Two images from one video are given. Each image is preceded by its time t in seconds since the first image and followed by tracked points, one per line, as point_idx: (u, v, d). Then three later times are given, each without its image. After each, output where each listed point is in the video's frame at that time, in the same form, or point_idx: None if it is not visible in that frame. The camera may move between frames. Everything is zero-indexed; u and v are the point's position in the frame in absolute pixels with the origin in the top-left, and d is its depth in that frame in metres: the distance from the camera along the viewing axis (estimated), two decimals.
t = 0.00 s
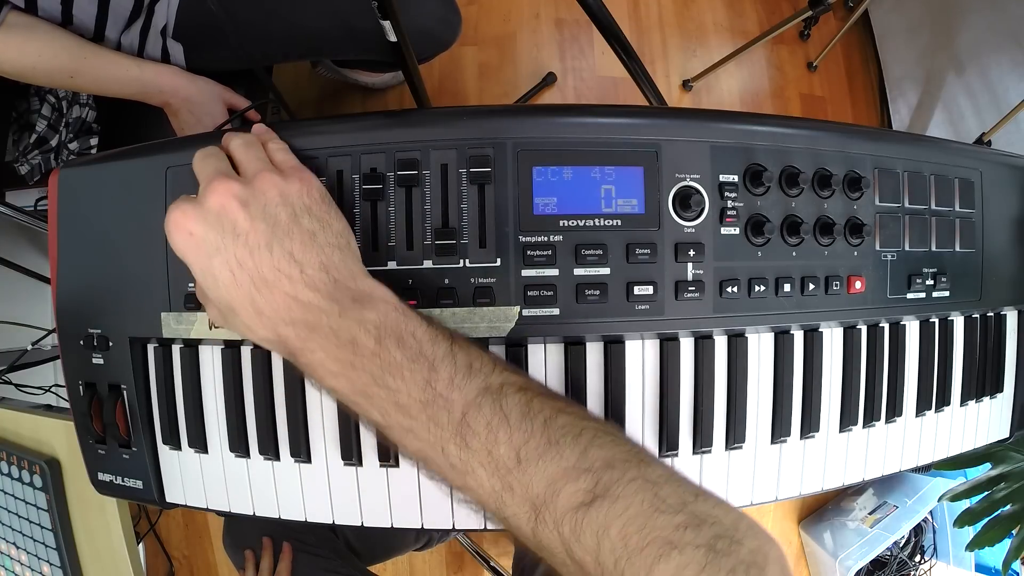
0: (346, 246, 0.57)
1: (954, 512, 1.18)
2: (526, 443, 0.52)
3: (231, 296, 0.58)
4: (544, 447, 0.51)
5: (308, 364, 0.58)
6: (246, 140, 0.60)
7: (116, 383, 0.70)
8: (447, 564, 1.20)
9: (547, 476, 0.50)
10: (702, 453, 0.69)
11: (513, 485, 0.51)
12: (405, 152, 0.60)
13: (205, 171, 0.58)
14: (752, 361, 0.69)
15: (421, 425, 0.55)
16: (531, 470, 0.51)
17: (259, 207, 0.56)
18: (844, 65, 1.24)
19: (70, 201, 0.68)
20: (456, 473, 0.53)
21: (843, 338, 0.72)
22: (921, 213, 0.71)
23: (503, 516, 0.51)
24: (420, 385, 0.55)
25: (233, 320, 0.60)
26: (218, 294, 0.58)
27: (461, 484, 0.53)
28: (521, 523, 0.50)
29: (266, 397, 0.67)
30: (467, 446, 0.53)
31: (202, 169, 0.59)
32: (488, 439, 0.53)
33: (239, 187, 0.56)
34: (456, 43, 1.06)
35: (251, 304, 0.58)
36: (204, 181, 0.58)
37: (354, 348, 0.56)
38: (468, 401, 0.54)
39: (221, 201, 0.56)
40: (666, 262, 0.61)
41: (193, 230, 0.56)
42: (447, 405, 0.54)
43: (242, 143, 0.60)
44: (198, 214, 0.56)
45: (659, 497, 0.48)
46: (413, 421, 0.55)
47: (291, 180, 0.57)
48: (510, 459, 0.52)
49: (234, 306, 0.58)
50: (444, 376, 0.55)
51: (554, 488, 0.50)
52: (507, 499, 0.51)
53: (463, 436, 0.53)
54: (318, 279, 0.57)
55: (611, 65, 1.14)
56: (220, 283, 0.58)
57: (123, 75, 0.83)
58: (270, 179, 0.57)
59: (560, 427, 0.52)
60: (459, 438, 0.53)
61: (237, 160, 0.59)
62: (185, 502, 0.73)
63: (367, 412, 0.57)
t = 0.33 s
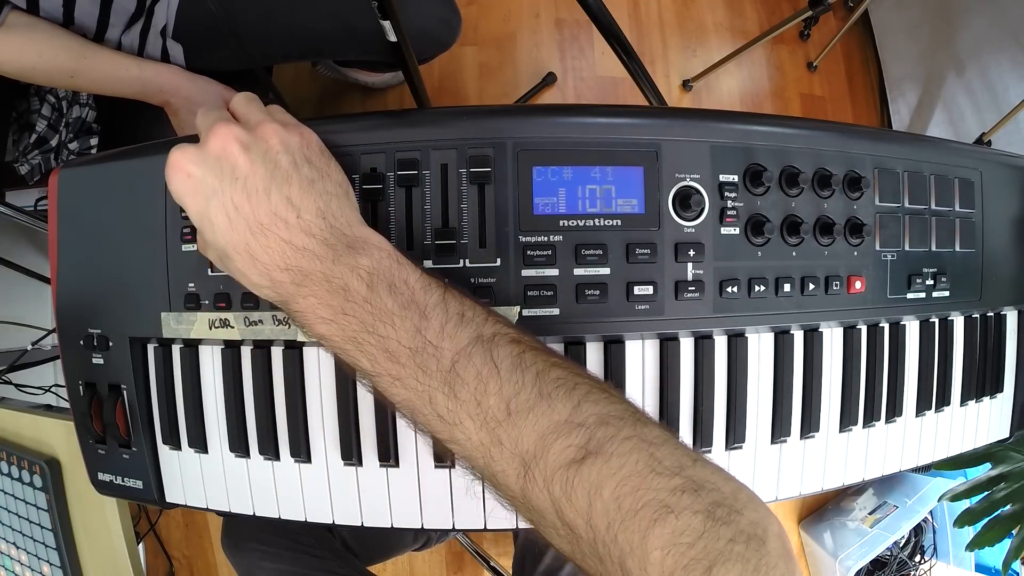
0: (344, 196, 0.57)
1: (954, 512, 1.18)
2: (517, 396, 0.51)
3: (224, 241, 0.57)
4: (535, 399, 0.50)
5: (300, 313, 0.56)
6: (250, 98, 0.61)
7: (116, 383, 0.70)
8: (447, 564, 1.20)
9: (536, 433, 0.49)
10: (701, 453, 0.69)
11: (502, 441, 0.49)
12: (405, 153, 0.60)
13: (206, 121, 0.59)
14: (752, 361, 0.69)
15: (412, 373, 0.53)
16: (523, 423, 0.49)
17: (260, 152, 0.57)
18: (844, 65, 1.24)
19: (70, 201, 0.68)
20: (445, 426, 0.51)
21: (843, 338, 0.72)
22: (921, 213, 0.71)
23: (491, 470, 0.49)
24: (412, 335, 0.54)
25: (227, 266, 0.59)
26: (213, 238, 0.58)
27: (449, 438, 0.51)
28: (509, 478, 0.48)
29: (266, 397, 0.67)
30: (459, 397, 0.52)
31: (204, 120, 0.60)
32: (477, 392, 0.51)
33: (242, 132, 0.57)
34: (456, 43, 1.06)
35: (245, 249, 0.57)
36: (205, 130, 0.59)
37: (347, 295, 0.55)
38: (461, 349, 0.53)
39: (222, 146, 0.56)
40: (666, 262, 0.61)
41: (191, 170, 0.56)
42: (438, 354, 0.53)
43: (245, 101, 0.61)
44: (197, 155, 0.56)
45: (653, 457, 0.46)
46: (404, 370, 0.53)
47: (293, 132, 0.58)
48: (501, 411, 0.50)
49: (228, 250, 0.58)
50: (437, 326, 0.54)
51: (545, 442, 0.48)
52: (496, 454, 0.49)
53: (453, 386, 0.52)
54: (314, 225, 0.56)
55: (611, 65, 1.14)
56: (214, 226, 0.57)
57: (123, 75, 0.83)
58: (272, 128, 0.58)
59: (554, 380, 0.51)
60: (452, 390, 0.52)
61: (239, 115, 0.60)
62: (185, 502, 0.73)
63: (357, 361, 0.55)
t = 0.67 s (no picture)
0: (352, 206, 0.57)
1: (954, 512, 1.18)
2: (519, 413, 0.50)
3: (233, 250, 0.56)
4: (537, 418, 0.50)
5: (305, 322, 0.56)
6: (253, 106, 0.60)
7: (116, 382, 0.70)
8: (447, 564, 1.20)
9: (534, 452, 0.49)
10: (701, 453, 0.69)
11: (502, 458, 0.49)
12: (405, 153, 0.60)
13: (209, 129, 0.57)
14: (752, 361, 0.69)
15: (415, 385, 0.53)
16: (524, 441, 0.49)
17: (269, 160, 0.56)
18: (844, 65, 1.24)
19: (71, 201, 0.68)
20: (446, 440, 0.51)
21: (843, 337, 0.72)
22: (921, 213, 0.71)
23: (490, 485, 0.49)
24: (416, 349, 0.54)
25: (232, 274, 0.58)
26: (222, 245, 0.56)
27: (450, 452, 0.51)
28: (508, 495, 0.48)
29: (266, 397, 0.68)
30: (461, 412, 0.51)
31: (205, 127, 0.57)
32: (479, 408, 0.51)
33: (250, 140, 0.56)
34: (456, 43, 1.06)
35: (254, 257, 0.56)
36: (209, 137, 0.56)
37: (353, 305, 0.55)
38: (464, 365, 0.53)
39: (232, 154, 0.55)
40: (666, 262, 0.61)
41: (199, 176, 0.54)
42: (441, 369, 0.53)
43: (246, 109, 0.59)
44: (206, 162, 0.54)
45: (649, 481, 0.47)
46: (407, 382, 0.53)
47: (300, 141, 0.58)
48: (503, 428, 0.50)
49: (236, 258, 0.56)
50: (441, 341, 0.54)
51: (545, 461, 0.48)
52: (496, 471, 0.49)
53: (457, 401, 0.52)
54: (323, 234, 0.56)
55: (611, 65, 1.14)
56: (224, 233, 0.55)
57: (123, 74, 0.83)
58: (280, 137, 0.57)
59: (555, 400, 0.51)
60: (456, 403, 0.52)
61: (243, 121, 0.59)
62: (185, 502, 0.73)
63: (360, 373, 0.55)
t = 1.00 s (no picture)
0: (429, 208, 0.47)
1: (954, 512, 1.18)
2: (631, 424, 0.43)
3: (303, 253, 0.43)
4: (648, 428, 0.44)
5: (388, 335, 0.44)
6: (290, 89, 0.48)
7: (116, 383, 0.71)
8: (447, 564, 1.20)
9: (647, 454, 0.43)
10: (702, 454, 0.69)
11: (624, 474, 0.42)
12: (405, 153, 0.60)
13: (246, 115, 0.45)
14: (752, 361, 0.69)
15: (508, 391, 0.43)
16: (640, 454, 0.42)
17: (337, 150, 0.44)
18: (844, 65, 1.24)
19: (70, 201, 0.68)
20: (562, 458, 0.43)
21: (843, 338, 0.72)
22: (921, 213, 0.71)
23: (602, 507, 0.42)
24: (527, 362, 0.44)
25: (297, 287, 0.45)
26: (290, 254, 0.43)
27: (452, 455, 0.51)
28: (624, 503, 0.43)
29: (266, 397, 0.68)
30: (587, 431, 0.43)
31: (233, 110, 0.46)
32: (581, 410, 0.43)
33: (315, 127, 0.44)
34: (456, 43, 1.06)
35: (334, 260, 0.43)
36: (252, 122, 0.44)
37: (456, 316, 0.43)
38: (562, 365, 0.44)
39: (298, 144, 0.43)
40: (666, 262, 0.61)
41: (261, 168, 0.42)
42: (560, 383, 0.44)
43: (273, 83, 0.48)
44: (269, 151, 0.42)
45: (741, 485, 0.44)
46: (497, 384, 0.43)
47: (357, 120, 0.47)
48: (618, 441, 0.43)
49: (310, 266, 0.43)
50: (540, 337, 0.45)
51: (661, 472, 0.42)
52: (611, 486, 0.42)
53: (579, 420, 0.43)
54: (408, 236, 0.44)
55: (611, 65, 1.14)
56: (294, 238, 0.42)
57: (123, 74, 0.83)
58: (346, 128, 0.46)
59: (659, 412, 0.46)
60: (559, 407, 0.43)
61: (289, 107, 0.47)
62: (185, 502, 0.73)
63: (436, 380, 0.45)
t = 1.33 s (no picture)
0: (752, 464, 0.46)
1: (954, 512, 1.18)
2: None
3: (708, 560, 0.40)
4: None
5: None
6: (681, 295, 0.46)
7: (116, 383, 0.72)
8: (447, 564, 1.20)
9: None
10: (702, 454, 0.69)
11: None
12: (405, 153, 0.60)
13: (706, 377, 0.40)
14: (752, 361, 0.69)
15: None
16: None
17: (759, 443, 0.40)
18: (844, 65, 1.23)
19: (72, 201, 0.68)
20: None
21: (843, 338, 0.72)
22: (921, 213, 0.71)
23: None
24: None
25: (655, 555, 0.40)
26: (692, 534, 0.38)
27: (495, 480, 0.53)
28: None
29: (266, 397, 0.68)
30: None
31: (672, 350, 0.41)
32: None
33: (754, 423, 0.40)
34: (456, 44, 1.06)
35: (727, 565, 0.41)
36: (715, 398, 0.40)
37: None
38: None
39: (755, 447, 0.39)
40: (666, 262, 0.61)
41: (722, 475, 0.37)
42: None
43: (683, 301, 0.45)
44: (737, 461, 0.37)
45: None
46: None
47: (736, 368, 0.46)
48: None
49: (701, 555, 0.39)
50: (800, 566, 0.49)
51: None
52: None
53: None
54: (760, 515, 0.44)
55: (611, 65, 1.14)
56: (714, 546, 0.39)
57: (123, 77, 0.84)
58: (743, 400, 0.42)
59: None
60: None
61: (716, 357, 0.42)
62: (185, 502, 0.73)
63: None
